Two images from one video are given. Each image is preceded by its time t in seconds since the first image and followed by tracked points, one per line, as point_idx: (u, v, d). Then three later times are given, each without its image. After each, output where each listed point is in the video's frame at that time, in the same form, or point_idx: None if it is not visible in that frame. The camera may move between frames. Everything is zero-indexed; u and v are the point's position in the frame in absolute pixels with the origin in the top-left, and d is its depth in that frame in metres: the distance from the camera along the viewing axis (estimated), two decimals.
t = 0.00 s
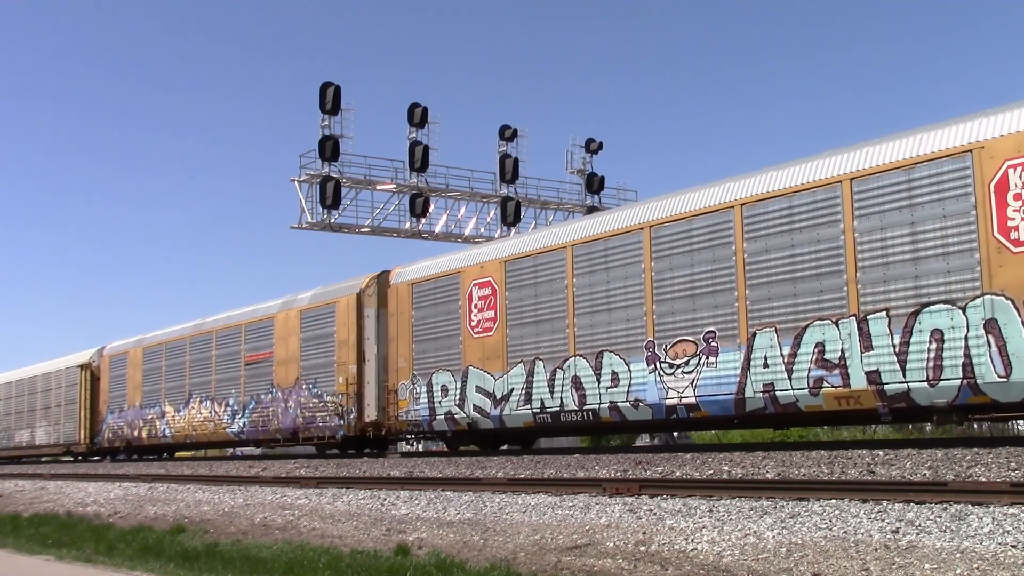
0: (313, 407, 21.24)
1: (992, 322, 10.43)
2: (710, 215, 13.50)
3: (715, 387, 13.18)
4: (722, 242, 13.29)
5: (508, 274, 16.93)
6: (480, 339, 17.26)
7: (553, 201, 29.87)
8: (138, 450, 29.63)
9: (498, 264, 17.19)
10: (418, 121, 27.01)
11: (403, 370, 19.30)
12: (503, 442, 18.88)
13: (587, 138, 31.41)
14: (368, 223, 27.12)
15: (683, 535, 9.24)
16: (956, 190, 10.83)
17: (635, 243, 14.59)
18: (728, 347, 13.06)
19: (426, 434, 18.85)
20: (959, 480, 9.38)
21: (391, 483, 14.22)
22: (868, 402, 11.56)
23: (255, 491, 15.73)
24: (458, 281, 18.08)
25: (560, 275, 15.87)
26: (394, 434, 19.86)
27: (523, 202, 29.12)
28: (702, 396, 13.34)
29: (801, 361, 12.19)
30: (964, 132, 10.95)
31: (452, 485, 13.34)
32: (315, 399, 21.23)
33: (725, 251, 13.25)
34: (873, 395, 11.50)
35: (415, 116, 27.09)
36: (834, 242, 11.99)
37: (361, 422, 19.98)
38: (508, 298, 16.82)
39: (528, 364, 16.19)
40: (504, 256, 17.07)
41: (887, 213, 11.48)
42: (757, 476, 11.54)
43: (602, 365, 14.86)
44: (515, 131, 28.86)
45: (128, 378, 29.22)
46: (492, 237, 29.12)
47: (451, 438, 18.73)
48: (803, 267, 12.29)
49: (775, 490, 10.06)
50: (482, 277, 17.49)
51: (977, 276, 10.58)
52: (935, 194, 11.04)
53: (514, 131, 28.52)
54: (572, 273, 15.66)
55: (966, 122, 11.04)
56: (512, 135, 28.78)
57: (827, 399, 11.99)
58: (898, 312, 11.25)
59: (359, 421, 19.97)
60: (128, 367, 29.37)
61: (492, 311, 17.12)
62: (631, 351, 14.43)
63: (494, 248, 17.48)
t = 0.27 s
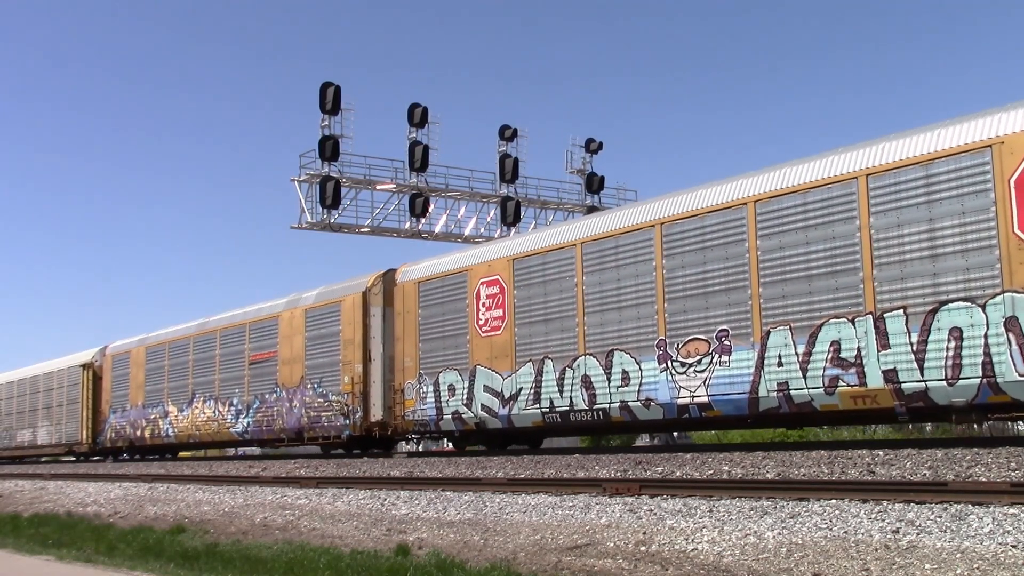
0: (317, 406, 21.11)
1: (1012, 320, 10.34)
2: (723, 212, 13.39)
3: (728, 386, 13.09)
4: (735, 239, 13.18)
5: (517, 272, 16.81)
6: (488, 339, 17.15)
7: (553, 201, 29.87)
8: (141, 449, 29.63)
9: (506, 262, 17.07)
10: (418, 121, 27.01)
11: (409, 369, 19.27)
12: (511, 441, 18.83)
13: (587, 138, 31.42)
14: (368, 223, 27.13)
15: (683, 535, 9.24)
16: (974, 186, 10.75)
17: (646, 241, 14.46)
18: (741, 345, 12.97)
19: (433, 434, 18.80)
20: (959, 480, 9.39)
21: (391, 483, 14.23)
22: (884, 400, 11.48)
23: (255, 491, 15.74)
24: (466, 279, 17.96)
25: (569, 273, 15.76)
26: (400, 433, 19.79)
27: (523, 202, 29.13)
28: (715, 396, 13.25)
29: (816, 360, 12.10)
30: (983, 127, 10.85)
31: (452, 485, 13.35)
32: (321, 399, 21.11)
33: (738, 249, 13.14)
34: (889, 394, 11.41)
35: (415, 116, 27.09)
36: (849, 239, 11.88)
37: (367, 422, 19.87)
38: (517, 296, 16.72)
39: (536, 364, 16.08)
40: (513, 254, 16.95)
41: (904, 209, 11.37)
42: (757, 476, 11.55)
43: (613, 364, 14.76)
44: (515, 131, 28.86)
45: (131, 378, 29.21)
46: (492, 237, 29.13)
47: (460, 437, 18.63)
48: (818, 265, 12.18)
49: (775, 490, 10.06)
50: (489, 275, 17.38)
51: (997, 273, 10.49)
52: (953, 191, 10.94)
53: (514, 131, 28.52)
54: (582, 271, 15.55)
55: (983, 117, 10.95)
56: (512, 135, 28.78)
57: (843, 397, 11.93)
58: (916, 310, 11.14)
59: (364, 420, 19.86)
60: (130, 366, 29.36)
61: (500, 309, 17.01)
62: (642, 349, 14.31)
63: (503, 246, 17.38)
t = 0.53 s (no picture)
0: (322, 406, 21.06)
1: None
2: (735, 209, 13.25)
3: (741, 385, 12.96)
4: (748, 237, 13.04)
5: (525, 270, 16.70)
6: (497, 337, 17.04)
7: (553, 201, 29.88)
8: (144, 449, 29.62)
9: (514, 260, 16.98)
10: (418, 121, 27.01)
11: (416, 369, 19.20)
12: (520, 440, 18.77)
13: (588, 138, 31.43)
14: (368, 223, 27.13)
15: (683, 535, 9.24)
16: (993, 182, 10.58)
17: (657, 239, 14.33)
18: (755, 344, 12.81)
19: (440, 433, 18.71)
20: (959, 481, 9.39)
21: (391, 483, 14.22)
22: (901, 400, 11.33)
23: (255, 491, 15.74)
24: (474, 278, 17.87)
25: (579, 271, 15.63)
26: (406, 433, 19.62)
27: (523, 202, 29.13)
28: (727, 395, 13.12)
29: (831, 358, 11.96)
30: (1002, 122, 10.68)
31: (452, 485, 13.35)
32: (326, 399, 21.02)
33: (752, 246, 12.99)
34: (907, 393, 11.27)
35: (415, 116, 27.09)
36: (865, 236, 11.73)
37: (372, 421, 19.71)
38: (525, 294, 16.60)
39: (545, 363, 15.96)
40: (521, 252, 16.85)
41: (921, 206, 11.21)
42: (757, 476, 11.55)
43: (623, 362, 14.64)
44: (515, 131, 28.87)
45: (134, 377, 29.21)
46: (492, 237, 29.14)
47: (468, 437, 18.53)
48: (833, 262, 12.03)
49: (775, 490, 10.06)
50: (498, 274, 17.27)
51: (1016, 270, 10.33)
52: (971, 187, 10.78)
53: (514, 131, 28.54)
54: (592, 269, 15.42)
55: (1004, 111, 10.75)
56: (512, 135, 28.78)
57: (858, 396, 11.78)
58: (934, 307, 10.98)
59: (370, 420, 19.69)
60: (133, 365, 29.36)
61: (508, 308, 16.88)
62: (653, 348, 14.20)
63: (511, 244, 17.26)
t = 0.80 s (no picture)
0: (327, 405, 21.04)
1: None
2: (749, 206, 13.05)
3: (755, 385, 12.75)
4: (761, 234, 12.83)
5: (534, 269, 16.53)
6: (505, 336, 16.89)
7: (553, 201, 29.89)
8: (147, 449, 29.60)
9: (523, 259, 16.78)
10: (418, 121, 27.01)
11: (423, 368, 19.02)
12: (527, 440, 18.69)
13: (588, 138, 31.44)
14: (368, 223, 27.13)
15: (683, 535, 9.24)
16: (1013, 177, 10.35)
17: (668, 236, 14.13)
18: (768, 343, 12.63)
19: (447, 433, 18.56)
20: (959, 480, 9.39)
21: (391, 483, 14.22)
22: (920, 399, 11.08)
23: (254, 491, 15.73)
24: (482, 276, 17.68)
25: (588, 269, 15.45)
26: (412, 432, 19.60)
27: (523, 202, 29.14)
28: (740, 394, 12.95)
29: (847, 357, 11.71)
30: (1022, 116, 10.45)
31: (451, 485, 13.35)
32: (331, 397, 21.00)
33: (765, 244, 12.78)
34: (925, 393, 11.02)
35: (415, 116, 27.09)
36: (882, 233, 11.50)
37: (379, 421, 19.75)
38: (534, 293, 16.43)
39: (555, 361, 15.82)
40: (530, 250, 16.65)
41: (939, 202, 10.98)
42: (757, 476, 11.55)
43: (634, 361, 14.46)
44: (515, 131, 28.88)
45: (137, 376, 29.21)
46: (492, 237, 29.15)
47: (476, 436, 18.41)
48: (849, 260, 11.81)
49: (775, 490, 10.05)
50: (506, 272, 17.11)
51: None
52: (991, 183, 10.55)
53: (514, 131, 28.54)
54: (601, 267, 15.23)
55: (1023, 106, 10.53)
56: (512, 135, 28.78)
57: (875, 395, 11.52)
58: (953, 306, 10.75)
59: (377, 420, 19.74)
60: (136, 365, 29.36)
61: (516, 307, 16.71)
62: (665, 347, 14.00)
63: (519, 242, 17.07)
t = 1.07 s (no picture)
0: (332, 405, 21.03)
1: None
2: (762, 203, 12.97)
3: (769, 384, 12.64)
4: (776, 231, 12.74)
5: (544, 267, 16.46)
6: (513, 335, 16.83)
7: (553, 201, 29.90)
8: (150, 449, 29.60)
9: (532, 256, 16.74)
10: (418, 121, 27.01)
11: (430, 367, 18.99)
12: (535, 440, 18.57)
13: (588, 138, 31.45)
14: (368, 223, 27.15)
15: (683, 535, 9.24)
16: None
17: (680, 234, 14.05)
18: (782, 341, 12.54)
19: (454, 433, 18.46)
20: (959, 480, 9.39)
21: (391, 483, 14.22)
22: (938, 398, 10.96)
23: (255, 491, 15.73)
24: (490, 274, 17.63)
25: (599, 267, 15.38)
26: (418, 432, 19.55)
27: (523, 202, 29.14)
28: (754, 393, 12.84)
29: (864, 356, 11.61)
30: None
31: (451, 485, 13.36)
32: (337, 396, 20.97)
33: (780, 241, 12.69)
34: (944, 391, 10.90)
35: (415, 116, 27.10)
36: (899, 229, 11.39)
37: (385, 420, 19.58)
38: (544, 291, 16.36)
39: (564, 360, 15.74)
40: (540, 248, 16.61)
41: (957, 198, 10.87)
42: (757, 476, 11.55)
43: (645, 360, 14.37)
44: (515, 131, 28.89)
45: (139, 376, 29.21)
46: (492, 237, 29.16)
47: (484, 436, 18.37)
48: (865, 257, 11.72)
49: (776, 490, 10.05)
50: (515, 270, 17.05)
51: None
52: (1011, 179, 10.43)
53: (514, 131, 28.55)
54: (613, 265, 15.16)
55: None
56: (512, 135, 28.79)
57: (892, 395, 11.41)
58: (971, 303, 10.63)
59: (383, 419, 19.58)
60: (139, 364, 29.36)
61: (525, 305, 16.66)
62: (676, 345, 13.94)
63: (529, 240, 17.01)
